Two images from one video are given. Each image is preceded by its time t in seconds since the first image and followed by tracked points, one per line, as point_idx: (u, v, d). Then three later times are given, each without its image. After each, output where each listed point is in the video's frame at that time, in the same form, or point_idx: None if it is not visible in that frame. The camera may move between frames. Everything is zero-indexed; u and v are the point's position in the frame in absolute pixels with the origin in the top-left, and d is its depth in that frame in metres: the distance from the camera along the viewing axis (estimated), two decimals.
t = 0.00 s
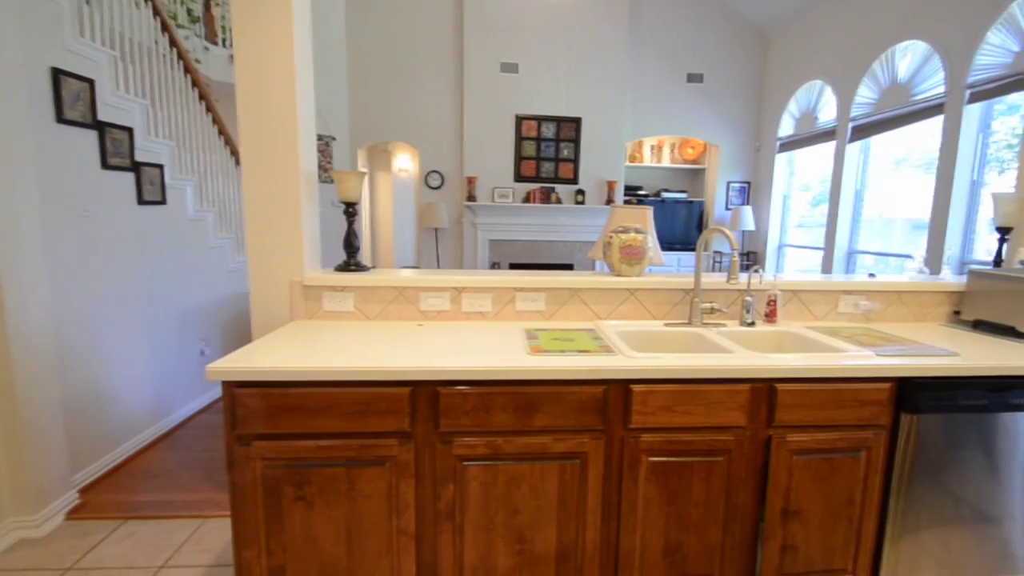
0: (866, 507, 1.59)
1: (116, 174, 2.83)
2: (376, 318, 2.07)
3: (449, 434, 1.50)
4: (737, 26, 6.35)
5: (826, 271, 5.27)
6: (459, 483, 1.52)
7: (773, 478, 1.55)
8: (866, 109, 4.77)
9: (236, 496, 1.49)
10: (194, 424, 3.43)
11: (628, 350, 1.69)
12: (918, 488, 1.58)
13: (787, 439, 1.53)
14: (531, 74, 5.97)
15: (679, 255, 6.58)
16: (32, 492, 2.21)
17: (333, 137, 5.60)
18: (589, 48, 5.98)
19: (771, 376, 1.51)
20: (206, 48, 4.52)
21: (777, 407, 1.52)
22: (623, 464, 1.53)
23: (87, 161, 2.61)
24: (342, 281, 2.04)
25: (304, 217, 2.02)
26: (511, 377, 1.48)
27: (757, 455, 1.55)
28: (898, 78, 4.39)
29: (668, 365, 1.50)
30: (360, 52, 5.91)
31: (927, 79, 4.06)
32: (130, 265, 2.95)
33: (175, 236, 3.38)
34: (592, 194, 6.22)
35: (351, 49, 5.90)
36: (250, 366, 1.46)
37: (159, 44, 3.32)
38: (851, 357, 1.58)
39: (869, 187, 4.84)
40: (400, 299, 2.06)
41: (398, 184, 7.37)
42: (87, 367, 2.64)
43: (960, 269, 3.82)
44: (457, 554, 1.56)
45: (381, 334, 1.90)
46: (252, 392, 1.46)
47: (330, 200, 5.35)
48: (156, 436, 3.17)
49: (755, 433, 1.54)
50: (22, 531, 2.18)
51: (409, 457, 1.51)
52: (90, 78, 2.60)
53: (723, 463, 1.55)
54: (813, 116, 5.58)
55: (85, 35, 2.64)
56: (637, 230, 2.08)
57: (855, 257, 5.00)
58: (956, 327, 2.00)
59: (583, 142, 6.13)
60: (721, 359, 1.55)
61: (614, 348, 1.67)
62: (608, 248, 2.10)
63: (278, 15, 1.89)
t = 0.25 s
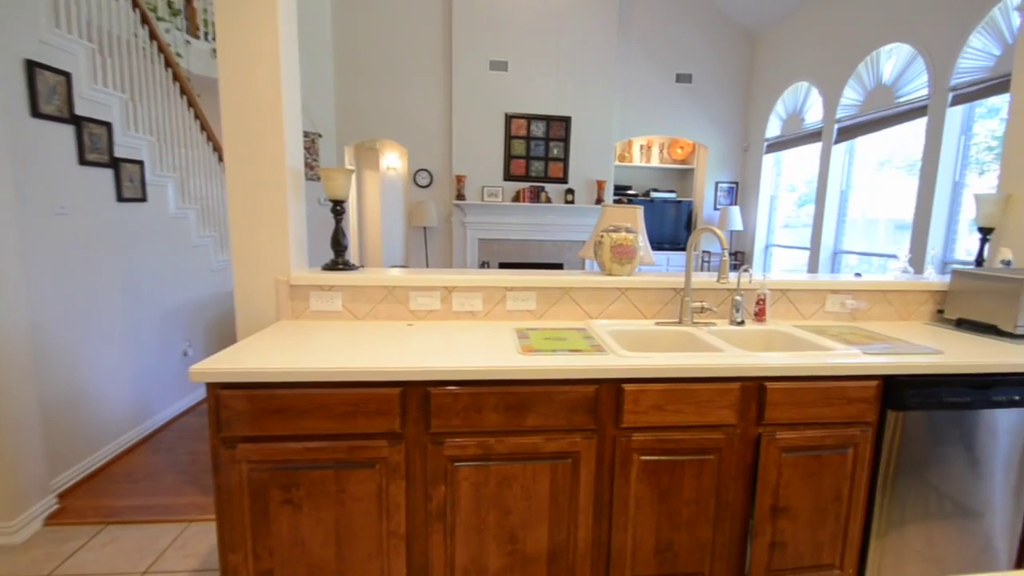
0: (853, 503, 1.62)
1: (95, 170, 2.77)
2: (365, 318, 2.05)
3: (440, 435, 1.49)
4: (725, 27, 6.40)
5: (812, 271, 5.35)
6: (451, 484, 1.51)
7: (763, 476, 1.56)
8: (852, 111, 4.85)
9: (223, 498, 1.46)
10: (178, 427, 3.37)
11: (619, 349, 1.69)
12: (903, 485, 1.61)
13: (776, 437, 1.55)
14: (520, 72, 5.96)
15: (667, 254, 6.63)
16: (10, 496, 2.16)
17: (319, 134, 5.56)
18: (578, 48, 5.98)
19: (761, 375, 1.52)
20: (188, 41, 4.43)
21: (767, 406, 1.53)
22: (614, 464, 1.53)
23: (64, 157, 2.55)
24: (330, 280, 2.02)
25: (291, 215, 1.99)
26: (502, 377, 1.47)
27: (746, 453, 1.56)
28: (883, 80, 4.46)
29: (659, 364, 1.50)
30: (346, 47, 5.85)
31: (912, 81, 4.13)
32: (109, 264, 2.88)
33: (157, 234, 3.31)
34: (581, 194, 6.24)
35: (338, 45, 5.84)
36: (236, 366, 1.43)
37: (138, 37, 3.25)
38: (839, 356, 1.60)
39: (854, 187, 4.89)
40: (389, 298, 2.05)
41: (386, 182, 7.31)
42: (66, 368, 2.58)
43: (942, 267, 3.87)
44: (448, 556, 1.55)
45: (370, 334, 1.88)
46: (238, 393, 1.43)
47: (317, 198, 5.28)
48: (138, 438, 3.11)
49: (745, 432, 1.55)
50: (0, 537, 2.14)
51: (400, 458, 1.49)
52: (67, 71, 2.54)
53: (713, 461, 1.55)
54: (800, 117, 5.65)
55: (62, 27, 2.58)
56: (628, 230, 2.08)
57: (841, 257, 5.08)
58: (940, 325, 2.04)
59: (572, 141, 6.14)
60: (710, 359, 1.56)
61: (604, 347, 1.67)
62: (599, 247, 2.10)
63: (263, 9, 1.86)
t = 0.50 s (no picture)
0: (849, 502, 1.62)
1: (84, 166, 2.74)
2: (362, 317, 2.04)
3: (437, 435, 1.49)
4: (720, 27, 6.42)
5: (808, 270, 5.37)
6: (449, 484, 1.51)
7: (760, 475, 1.57)
8: (847, 111, 4.87)
9: (220, 499, 1.45)
10: (171, 427, 3.34)
11: (617, 348, 1.69)
12: (899, 484, 1.62)
13: (774, 436, 1.55)
14: (516, 71, 5.95)
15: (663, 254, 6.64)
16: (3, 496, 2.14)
17: (314, 132, 5.55)
18: (574, 47, 5.98)
19: (758, 375, 1.53)
20: (179, 37, 4.40)
21: (764, 405, 1.54)
22: (612, 464, 1.53)
23: (52, 152, 2.53)
24: (326, 279, 2.01)
25: (287, 213, 1.98)
26: (500, 377, 1.47)
27: (744, 452, 1.56)
28: (879, 80, 4.48)
29: (656, 364, 1.50)
30: (340, 45, 5.82)
31: (908, 81, 4.15)
32: (101, 261, 2.86)
33: (149, 232, 3.29)
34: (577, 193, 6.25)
35: (332, 43, 5.81)
36: (231, 366, 1.42)
37: (128, 32, 3.22)
38: (835, 355, 1.60)
39: (849, 189, 4.92)
40: (386, 298, 2.04)
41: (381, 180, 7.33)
42: (56, 366, 2.56)
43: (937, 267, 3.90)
44: (446, 556, 1.54)
45: (367, 333, 1.88)
46: (234, 393, 1.42)
47: (312, 196, 5.25)
48: (130, 438, 3.08)
49: (742, 432, 1.55)
50: None
51: (398, 458, 1.49)
52: (55, 65, 2.52)
53: (711, 461, 1.56)
54: (796, 116, 5.67)
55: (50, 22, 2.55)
56: (625, 230, 2.08)
57: (836, 257, 5.11)
58: (936, 325, 2.05)
59: (568, 140, 6.14)
60: (706, 359, 1.56)
61: (602, 347, 1.67)
62: (597, 246, 2.10)
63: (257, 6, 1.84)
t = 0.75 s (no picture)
0: (857, 505, 1.61)
1: (90, 165, 2.75)
2: (366, 316, 2.04)
3: (442, 435, 1.48)
4: (726, 27, 6.39)
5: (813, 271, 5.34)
6: (453, 484, 1.50)
7: (768, 477, 1.55)
8: (855, 111, 4.84)
9: (224, 497, 1.45)
10: (176, 425, 3.34)
11: (624, 349, 1.68)
12: (908, 487, 1.60)
13: (782, 438, 1.54)
14: (520, 70, 5.93)
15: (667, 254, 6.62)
16: (10, 493, 2.15)
17: (317, 130, 5.56)
18: (579, 46, 5.96)
19: (766, 376, 1.51)
20: (184, 35, 4.40)
21: (772, 407, 1.52)
22: (618, 465, 1.52)
23: (59, 151, 2.53)
24: (331, 278, 2.00)
25: (292, 212, 1.97)
26: (506, 378, 1.46)
27: (751, 454, 1.55)
28: (888, 79, 4.45)
29: (663, 365, 1.49)
30: (344, 43, 5.82)
31: (918, 80, 4.11)
32: (106, 259, 2.86)
33: (154, 230, 3.29)
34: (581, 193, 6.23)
35: (336, 41, 5.81)
36: (236, 364, 1.42)
37: (133, 30, 3.23)
38: (843, 357, 1.59)
39: (856, 189, 4.89)
40: (391, 297, 2.03)
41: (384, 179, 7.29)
42: (63, 364, 2.56)
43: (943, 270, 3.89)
44: (451, 555, 1.54)
45: (371, 332, 1.87)
46: (239, 392, 1.42)
47: (315, 195, 5.25)
48: (136, 436, 3.09)
49: (749, 434, 1.54)
50: None
51: (402, 457, 1.48)
52: (62, 63, 2.52)
53: (717, 463, 1.54)
54: (803, 116, 5.64)
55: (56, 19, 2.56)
56: (632, 229, 2.06)
57: (842, 258, 5.09)
58: (945, 327, 2.03)
59: (573, 139, 6.13)
60: (714, 360, 1.55)
61: (608, 347, 1.66)
62: (602, 246, 2.09)
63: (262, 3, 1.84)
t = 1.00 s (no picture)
0: (876, 511, 1.57)
1: (105, 163, 2.78)
2: (377, 315, 2.04)
3: (453, 435, 1.47)
4: (740, 25, 6.32)
5: (829, 273, 5.27)
6: (464, 485, 1.49)
7: (784, 482, 1.52)
8: (874, 109, 4.75)
9: (237, 494, 1.45)
10: (190, 421, 3.38)
11: (637, 350, 1.66)
12: (929, 494, 1.56)
13: (798, 443, 1.51)
14: (531, 69, 5.92)
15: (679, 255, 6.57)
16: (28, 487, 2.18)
17: (328, 130, 5.60)
18: (591, 44, 5.93)
19: (783, 380, 1.49)
20: (196, 35, 4.46)
21: (789, 411, 1.49)
22: (631, 467, 1.50)
23: (73, 149, 2.56)
24: (343, 277, 2.01)
25: (304, 211, 1.98)
26: (518, 379, 1.45)
27: (767, 458, 1.52)
28: (908, 76, 4.36)
29: (677, 367, 1.47)
30: (355, 43, 5.84)
31: (941, 77, 4.01)
32: (121, 256, 2.90)
33: (168, 229, 3.33)
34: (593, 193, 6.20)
35: (347, 41, 5.83)
36: (248, 362, 1.42)
37: (147, 29, 3.26)
38: (863, 361, 1.55)
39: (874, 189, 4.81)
40: (403, 296, 2.03)
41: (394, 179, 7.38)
42: (78, 359, 2.59)
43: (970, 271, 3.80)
44: (461, 556, 1.53)
45: (383, 331, 1.87)
46: (252, 389, 1.42)
47: (326, 195, 5.29)
48: (150, 433, 3.12)
49: (765, 437, 1.51)
50: (18, 527, 2.15)
51: (413, 456, 1.48)
52: (76, 62, 2.55)
53: (732, 466, 1.52)
54: (820, 114, 5.55)
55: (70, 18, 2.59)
56: (645, 229, 2.04)
57: (859, 260, 5.01)
58: (968, 330, 1.98)
59: (584, 139, 6.10)
60: (729, 362, 1.52)
61: (621, 348, 1.64)
62: (615, 246, 2.07)
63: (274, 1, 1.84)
